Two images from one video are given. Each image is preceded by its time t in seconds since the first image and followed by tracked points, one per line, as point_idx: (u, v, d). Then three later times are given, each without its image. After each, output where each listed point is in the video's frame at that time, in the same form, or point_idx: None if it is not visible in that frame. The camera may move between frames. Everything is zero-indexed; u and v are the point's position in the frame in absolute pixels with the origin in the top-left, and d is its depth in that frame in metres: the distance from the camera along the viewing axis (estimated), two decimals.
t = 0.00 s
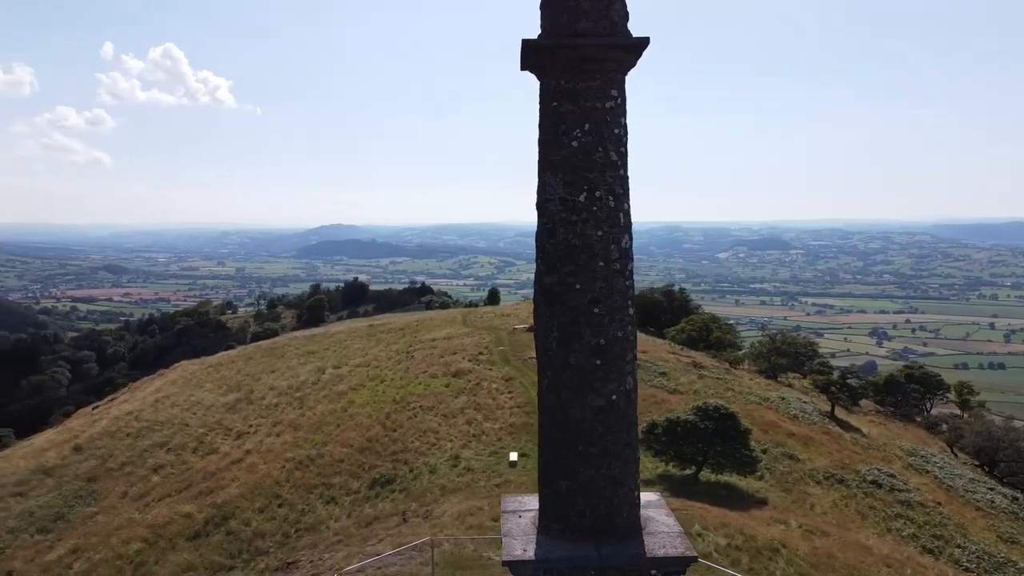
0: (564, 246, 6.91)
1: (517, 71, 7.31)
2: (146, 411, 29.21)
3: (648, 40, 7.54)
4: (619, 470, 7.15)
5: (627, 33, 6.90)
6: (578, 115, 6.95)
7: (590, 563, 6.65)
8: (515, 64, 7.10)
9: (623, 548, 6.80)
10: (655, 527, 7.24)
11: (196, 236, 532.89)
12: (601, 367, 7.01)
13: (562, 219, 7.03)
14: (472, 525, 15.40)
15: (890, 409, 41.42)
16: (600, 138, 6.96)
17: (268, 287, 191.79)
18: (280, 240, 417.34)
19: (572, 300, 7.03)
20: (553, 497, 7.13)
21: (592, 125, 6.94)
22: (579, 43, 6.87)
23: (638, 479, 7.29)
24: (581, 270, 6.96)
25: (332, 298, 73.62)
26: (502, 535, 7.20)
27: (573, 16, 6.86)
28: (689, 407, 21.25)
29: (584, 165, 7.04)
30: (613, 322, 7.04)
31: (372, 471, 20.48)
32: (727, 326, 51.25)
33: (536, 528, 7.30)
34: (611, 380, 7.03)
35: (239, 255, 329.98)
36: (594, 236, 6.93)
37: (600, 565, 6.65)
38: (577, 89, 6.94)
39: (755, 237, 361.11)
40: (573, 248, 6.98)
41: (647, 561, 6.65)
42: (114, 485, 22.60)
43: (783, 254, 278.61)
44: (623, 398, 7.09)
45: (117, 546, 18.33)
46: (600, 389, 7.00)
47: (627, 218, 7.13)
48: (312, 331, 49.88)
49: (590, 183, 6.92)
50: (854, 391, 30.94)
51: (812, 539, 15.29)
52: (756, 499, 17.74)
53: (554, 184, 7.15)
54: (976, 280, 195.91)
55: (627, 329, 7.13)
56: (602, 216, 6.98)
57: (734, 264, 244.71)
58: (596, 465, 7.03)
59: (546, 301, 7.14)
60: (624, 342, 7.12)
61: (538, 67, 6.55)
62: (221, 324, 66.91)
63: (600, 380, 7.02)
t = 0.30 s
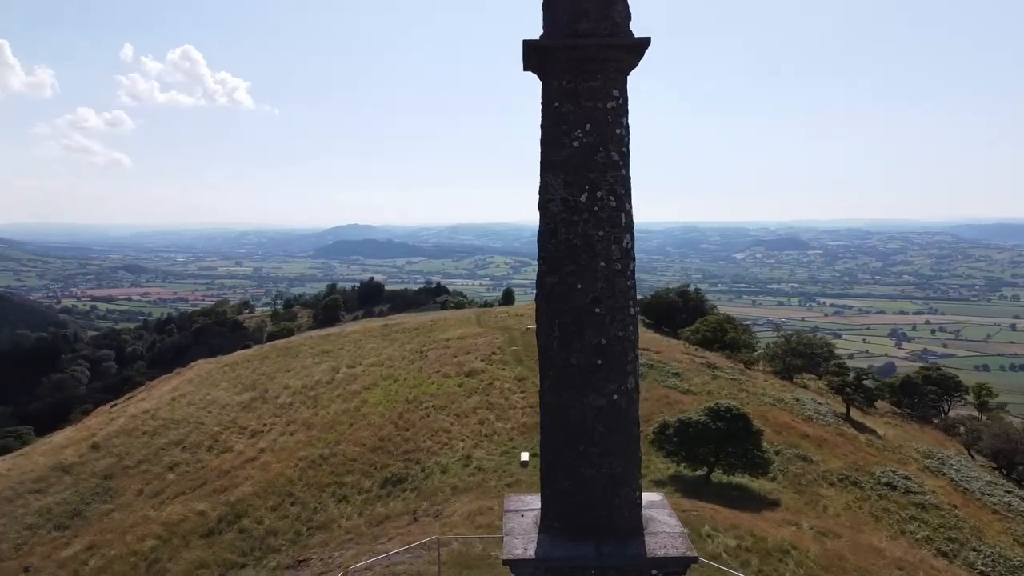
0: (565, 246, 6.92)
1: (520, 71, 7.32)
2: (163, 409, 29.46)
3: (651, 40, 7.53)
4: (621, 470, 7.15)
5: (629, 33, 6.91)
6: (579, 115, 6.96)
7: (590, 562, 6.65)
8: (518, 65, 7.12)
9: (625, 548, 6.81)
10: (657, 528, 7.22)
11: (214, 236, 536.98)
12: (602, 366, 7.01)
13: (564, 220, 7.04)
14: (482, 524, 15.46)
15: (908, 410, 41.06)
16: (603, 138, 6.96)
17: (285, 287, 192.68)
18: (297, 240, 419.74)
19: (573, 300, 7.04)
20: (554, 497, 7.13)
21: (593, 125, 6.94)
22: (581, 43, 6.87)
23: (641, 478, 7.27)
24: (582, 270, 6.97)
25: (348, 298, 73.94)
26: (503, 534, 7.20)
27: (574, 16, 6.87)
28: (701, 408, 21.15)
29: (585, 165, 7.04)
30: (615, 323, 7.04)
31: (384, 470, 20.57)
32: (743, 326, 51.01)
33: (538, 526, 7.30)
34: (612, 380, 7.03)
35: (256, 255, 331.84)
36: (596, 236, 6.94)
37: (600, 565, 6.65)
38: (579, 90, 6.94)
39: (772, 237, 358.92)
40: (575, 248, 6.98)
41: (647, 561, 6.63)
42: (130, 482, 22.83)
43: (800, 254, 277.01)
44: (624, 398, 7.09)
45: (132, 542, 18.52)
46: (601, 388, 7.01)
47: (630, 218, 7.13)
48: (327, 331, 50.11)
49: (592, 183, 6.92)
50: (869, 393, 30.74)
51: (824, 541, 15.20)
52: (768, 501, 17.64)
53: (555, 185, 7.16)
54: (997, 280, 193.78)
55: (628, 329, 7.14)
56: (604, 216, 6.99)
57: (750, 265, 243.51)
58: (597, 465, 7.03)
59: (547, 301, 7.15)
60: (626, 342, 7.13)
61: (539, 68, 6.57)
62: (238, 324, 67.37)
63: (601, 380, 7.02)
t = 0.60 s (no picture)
0: (566, 246, 6.94)
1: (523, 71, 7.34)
2: (179, 408, 29.73)
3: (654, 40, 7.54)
4: (622, 470, 7.14)
5: (630, 34, 6.92)
6: (580, 115, 6.97)
7: (591, 562, 6.64)
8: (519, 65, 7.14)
9: (626, 548, 6.80)
10: (659, 528, 7.20)
11: (232, 236, 540.54)
12: (603, 367, 7.01)
13: (565, 220, 7.05)
14: (492, 524, 15.52)
15: (925, 412, 40.66)
16: (604, 138, 6.97)
17: (302, 287, 193.54)
18: (314, 240, 421.68)
19: (575, 300, 7.04)
20: (556, 496, 7.12)
21: (595, 125, 6.95)
22: (582, 44, 6.90)
23: (643, 479, 7.25)
24: (583, 270, 6.97)
25: (365, 298, 74.20)
26: (505, 533, 7.19)
27: (576, 17, 6.90)
28: (713, 409, 21.05)
29: (587, 165, 7.06)
30: (616, 323, 7.03)
31: (396, 470, 20.64)
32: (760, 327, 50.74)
33: (540, 526, 7.28)
34: (613, 380, 7.03)
35: (274, 255, 333.75)
36: (597, 236, 6.95)
37: (601, 564, 6.63)
38: (580, 91, 6.96)
39: (791, 237, 356.50)
40: (576, 248, 6.99)
41: (648, 561, 6.62)
42: (147, 479, 23.05)
43: (819, 254, 274.93)
44: (626, 398, 7.09)
45: (147, 539, 18.69)
46: (602, 388, 7.01)
47: (631, 218, 7.13)
48: (342, 330, 50.36)
49: (593, 184, 6.94)
50: (885, 394, 30.48)
51: (836, 543, 15.10)
52: (780, 502, 17.55)
53: (557, 184, 7.16)
54: (1019, 281, 191.32)
55: (630, 329, 7.13)
56: (605, 216, 7.00)
57: (768, 265, 241.91)
58: (598, 465, 7.04)
59: (549, 302, 7.14)
60: (628, 342, 7.12)
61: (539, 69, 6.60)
62: (255, 323, 67.76)
63: (602, 379, 7.02)
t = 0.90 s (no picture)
0: (567, 246, 6.95)
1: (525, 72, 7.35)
2: (195, 406, 29.98)
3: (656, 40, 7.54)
4: (624, 469, 7.13)
5: (631, 34, 6.92)
6: (581, 116, 6.98)
7: (591, 561, 6.65)
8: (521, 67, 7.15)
9: (627, 547, 6.80)
10: (660, 528, 7.20)
11: (249, 236, 544.10)
12: (604, 366, 7.03)
13: (566, 220, 7.07)
14: (500, 523, 15.57)
15: (943, 414, 40.27)
16: (605, 138, 6.96)
17: (319, 287, 194.49)
18: (331, 240, 423.59)
19: (576, 300, 7.05)
20: (558, 495, 7.14)
21: (596, 125, 6.95)
22: (582, 44, 6.92)
23: (644, 478, 7.25)
24: (585, 271, 6.99)
25: (380, 298, 74.44)
26: (506, 531, 7.19)
27: (577, 17, 6.90)
28: (725, 409, 20.93)
29: (588, 166, 7.07)
30: (617, 322, 7.03)
31: (408, 469, 20.69)
32: (776, 327, 50.47)
33: (541, 525, 7.29)
34: (614, 380, 7.03)
35: (292, 255, 335.53)
36: (598, 236, 6.96)
37: (601, 564, 6.64)
38: (581, 91, 6.98)
39: (808, 237, 354.05)
40: (577, 248, 7.02)
41: (648, 561, 6.62)
42: (162, 477, 23.26)
43: (837, 254, 272.84)
44: (627, 398, 7.08)
45: (161, 536, 18.87)
46: (603, 388, 7.02)
47: (632, 218, 7.12)
48: (357, 330, 50.56)
49: (593, 184, 6.94)
50: (901, 395, 30.20)
51: (847, 546, 15.00)
52: (792, 504, 17.45)
53: (558, 184, 7.17)
54: None
55: (632, 329, 7.12)
56: (607, 216, 7.01)
57: (786, 265, 240.35)
58: (599, 464, 7.05)
59: (551, 302, 7.16)
60: (629, 342, 7.10)
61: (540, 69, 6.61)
62: (271, 323, 68.14)
63: (603, 379, 7.03)
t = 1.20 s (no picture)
0: (568, 246, 6.97)
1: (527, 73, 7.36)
2: (211, 405, 30.22)
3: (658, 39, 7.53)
4: (625, 470, 7.14)
5: (633, 34, 6.93)
6: (582, 116, 7.00)
7: (591, 561, 6.65)
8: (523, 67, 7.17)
9: (627, 547, 6.80)
10: (662, 528, 7.18)
11: (266, 236, 547.32)
12: (605, 366, 7.04)
13: (567, 220, 7.08)
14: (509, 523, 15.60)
15: (961, 416, 39.82)
16: (606, 139, 6.96)
17: (335, 286, 195.28)
18: (347, 240, 425.40)
19: (577, 300, 7.06)
20: (559, 495, 7.15)
21: (597, 125, 6.95)
22: (584, 45, 6.94)
23: (646, 479, 7.23)
24: (585, 271, 6.99)
25: (396, 298, 74.65)
26: (508, 531, 7.21)
27: (578, 17, 6.91)
28: (737, 410, 20.82)
29: (590, 165, 7.07)
30: (619, 322, 7.03)
31: (419, 468, 20.74)
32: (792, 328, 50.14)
33: (543, 525, 7.30)
34: (615, 380, 7.04)
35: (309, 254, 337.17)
36: (599, 236, 6.96)
37: (601, 564, 6.64)
38: (583, 91, 6.98)
39: (827, 237, 351.30)
40: (578, 249, 7.02)
41: (649, 561, 6.60)
42: (177, 475, 23.47)
43: (855, 254, 270.71)
44: (628, 398, 7.08)
45: (175, 534, 19.03)
46: (603, 388, 7.03)
47: (634, 218, 7.12)
48: (372, 330, 50.71)
49: (594, 184, 6.94)
50: (918, 397, 29.89)
51: (859, 548, 14.89)
52: (805, 506, 17.34)
53: (560, 185, 7.19)
54: None
55: (633, 330, 7.12)
56: (608, 216, 7.00)
57: (804, 266, 238.71)
58: (600, 464, 7.06)
59: (552, 302, 7.18)
60: (630, 342, 7.10)
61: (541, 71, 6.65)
62: (288, 322, 68.50)
63: (604, 379, 7.05)
